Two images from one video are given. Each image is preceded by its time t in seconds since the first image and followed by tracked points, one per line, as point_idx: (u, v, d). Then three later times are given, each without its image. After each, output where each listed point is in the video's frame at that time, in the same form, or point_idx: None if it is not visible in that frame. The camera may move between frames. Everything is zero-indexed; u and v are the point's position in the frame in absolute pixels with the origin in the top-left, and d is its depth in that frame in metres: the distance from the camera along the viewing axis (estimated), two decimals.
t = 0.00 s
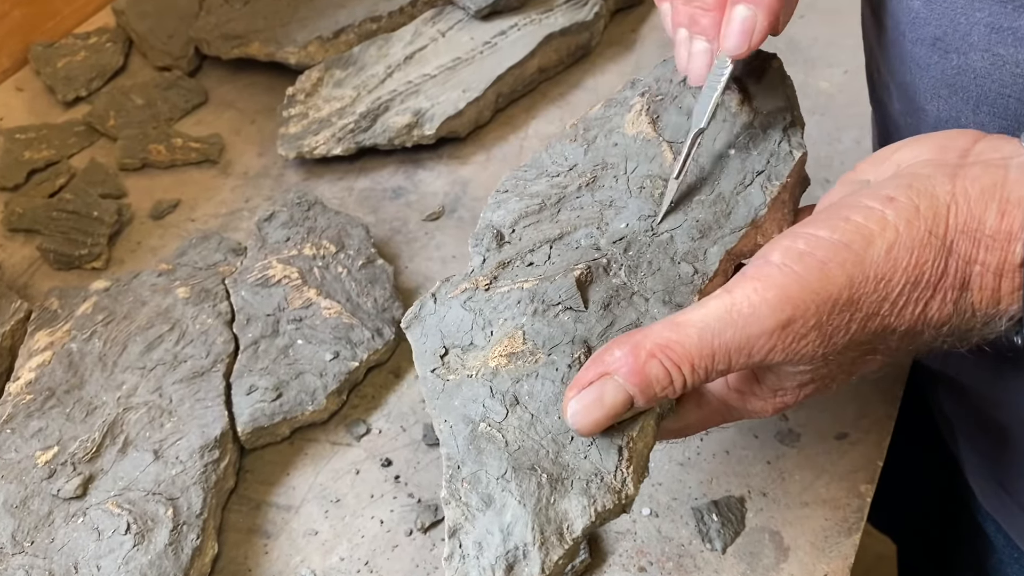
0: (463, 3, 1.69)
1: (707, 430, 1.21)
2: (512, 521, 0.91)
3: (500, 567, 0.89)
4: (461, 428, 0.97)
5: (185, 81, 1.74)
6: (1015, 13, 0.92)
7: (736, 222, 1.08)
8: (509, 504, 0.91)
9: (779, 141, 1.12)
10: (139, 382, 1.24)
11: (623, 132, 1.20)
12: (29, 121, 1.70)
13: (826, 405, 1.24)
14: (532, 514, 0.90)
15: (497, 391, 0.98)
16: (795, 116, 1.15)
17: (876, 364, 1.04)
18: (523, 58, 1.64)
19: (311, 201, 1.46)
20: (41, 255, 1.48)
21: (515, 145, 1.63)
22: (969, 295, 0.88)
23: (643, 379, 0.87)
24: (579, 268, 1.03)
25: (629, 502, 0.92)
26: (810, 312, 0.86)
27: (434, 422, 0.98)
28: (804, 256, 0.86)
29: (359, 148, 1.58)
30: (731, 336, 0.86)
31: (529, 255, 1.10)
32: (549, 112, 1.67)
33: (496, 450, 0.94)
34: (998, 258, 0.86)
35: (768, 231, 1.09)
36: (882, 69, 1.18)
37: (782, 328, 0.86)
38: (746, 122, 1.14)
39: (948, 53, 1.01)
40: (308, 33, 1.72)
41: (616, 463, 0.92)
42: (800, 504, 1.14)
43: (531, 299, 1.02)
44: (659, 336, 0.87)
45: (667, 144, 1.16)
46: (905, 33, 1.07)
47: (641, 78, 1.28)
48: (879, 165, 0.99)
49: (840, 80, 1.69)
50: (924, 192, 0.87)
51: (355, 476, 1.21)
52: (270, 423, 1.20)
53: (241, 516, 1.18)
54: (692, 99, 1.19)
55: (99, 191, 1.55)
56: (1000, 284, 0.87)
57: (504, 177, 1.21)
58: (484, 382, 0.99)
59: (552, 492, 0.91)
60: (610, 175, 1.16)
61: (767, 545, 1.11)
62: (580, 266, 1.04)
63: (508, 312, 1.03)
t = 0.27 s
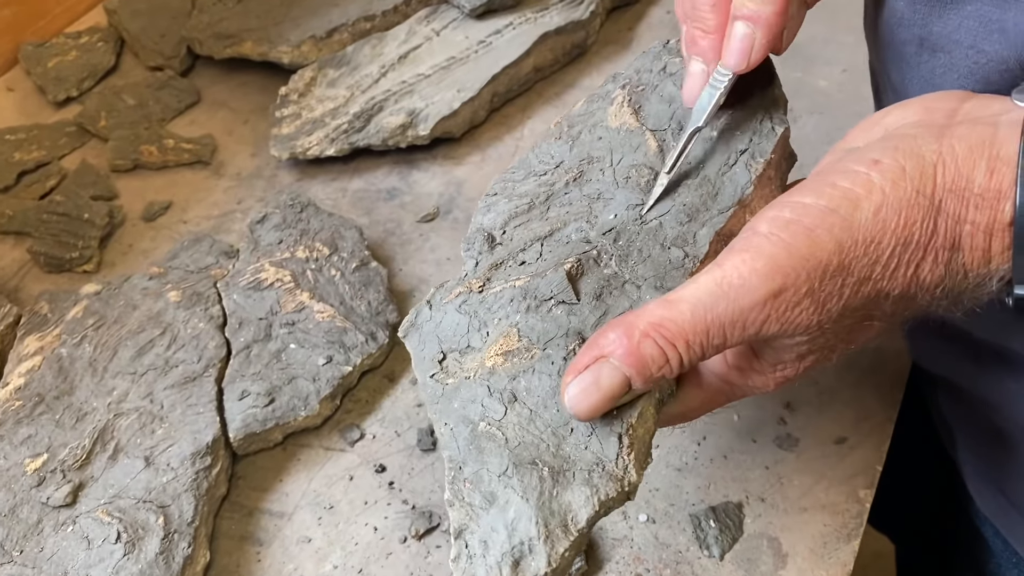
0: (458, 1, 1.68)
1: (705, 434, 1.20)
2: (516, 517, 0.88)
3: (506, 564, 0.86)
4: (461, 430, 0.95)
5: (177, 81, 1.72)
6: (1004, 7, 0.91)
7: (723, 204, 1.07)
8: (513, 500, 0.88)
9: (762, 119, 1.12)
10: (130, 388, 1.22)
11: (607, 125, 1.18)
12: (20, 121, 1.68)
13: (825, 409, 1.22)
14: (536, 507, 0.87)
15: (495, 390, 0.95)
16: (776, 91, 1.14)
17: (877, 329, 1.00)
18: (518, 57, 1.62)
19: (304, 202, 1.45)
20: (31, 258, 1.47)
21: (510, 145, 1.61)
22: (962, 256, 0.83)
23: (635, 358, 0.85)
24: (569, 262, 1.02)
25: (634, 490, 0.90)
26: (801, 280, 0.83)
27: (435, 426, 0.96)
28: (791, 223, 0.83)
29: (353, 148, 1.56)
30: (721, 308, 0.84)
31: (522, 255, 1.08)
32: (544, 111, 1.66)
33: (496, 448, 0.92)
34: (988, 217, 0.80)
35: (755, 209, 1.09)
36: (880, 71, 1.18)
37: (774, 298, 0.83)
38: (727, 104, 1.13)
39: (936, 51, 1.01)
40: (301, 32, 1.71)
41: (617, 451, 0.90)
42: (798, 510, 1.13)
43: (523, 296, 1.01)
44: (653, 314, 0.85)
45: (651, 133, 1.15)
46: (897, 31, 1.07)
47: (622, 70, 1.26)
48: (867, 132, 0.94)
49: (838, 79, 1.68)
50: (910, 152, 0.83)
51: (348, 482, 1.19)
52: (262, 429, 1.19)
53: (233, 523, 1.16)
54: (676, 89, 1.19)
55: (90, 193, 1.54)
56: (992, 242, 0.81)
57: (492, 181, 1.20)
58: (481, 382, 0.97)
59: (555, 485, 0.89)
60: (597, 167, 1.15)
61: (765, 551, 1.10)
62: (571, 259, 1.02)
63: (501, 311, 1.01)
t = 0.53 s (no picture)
0: None
1: (706, 437, 1.19)
2: (519, 522, 0.86)
3: (510, 570, 0.84)
4: (463, 432, 0.94)
5: (172, 80, 1.70)
6: (1008, 10, 0.91)
7: (728, 202, 1.06)
8: (516, 505, 0.87)
9: (765, 115, 1.10)
10: (126, 391, 1.21)
11: (608, 121, 1.17)
12: (14, 121, 1.67)
13: (827, 411, 1.21)
14: (539, 512, 0.86)
15: (497, 392, 0.94)
16: (779, 84, 1.12)
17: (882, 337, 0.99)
18: (517, 56, 1.61)
19: (301, 203, 1.44)
20: (26, 259, 1.46)
21: (508, 145, 1.60)
22: (971, 260, 0.83)
23: (641, 364, 0.83)
24: (572, 261, 1.01)
25: (637, 494, 0.89)
26: (808, 285, 0.82)
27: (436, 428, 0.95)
28: (799, 227, 0.82)
29: (350, 148, 1.55)
30: (727, 313, 0.83)
31: (524, 253, 1.07)
32: (542, 110, 1.65)
33: (499, 451, 0.91)
34: (998, 221, 0.80)
35: (758, 208, 1.07)
36: (881, 73, 1.17)
37: (780, 302, 0.82)
38: (730, 98, 1.12)
39: (941, 54, 1.00)
40: (298, 31, 1.69)
41: (621, 454, 0.89)
42: (800, 513, 1.12)
43: (526, 295, 1.00)
44: (658, 319, 0.84)
45: (654, 129, 1.14)
46: (897, 35, 1.06)
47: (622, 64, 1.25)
48: (873, 132, 0.94)
49: (839, 77, 1.67)
50: (919, 154, 0.82)
51: (347, 486, 1.18)
52: (259, 433, 1.18)
53: (231, 528, 1.15)
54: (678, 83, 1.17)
55: (85, 193, 1.52)
56: (1002, 246, 0.81)
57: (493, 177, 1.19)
58: (484, 383, 0.96)
59: (559, 489, 0.88)
60: (600, 164, 1.13)
61: (767, 555, 1.09)
62: (573, 259, 1.01)
63: (504, 310, 1.00)
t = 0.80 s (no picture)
0: None
1: (710, 436, 1.18)
2: (523, 535, 0.85)
3: None
4: (463, 438, 0.92)
5: (170, 76, 1.69)
6: None
7: (742, 205, 1.05)
8: (520, 517, 0.85)
9: (781, 116, 1.09)
10: (123, 391, 1.20)
11: (615, 117, 1.17)
12: (9, 118, 1.65)
13: (831, 410, 1.21)
14: (545, 526, 0.85)
15: (499, 397, 0.93)
16: (794, 85, 1.12)
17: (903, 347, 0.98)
18: (517, 51, 1.60)
19: (299, 200, 1.42)
20: (22, 258, 1.44)
21: (508, 141, 1.59)
22: (1001, 269, 0.82)
23: (656, 371, 0.83)
24: (579, 262, 1.00)
25: (647, 508, 0.87)
26: (834, 292, 0.81)
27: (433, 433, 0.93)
28: (824, 232, 0.81)
29: (349, 145, 1.54)
30: (749, 321, 0.82)
31: (526, 252, 1.05)
32: (543, 106, 1.63)
33: (502, 460, 0.89)
34: None
35: (774, 212, 1.07)
36: (893, 62, 1.17)
37: (805, 311, 0.81)
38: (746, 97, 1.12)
39: (961, 43, 1.00)
40: (295, 27, 1.68)
41: (631, 467, 0.88)
42: (805, 512, 1.12)
43: (530, 296, 0.99)
44: (673, 326, 0.83)
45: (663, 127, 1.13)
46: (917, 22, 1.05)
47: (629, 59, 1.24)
48: (896, 136, 0.94)
49: (840, 73, 1.65)
50: (950, 160, 0.81)
51: (347, 486, 1.17)
52: (258, 432, 1.17)
53: (230, 529, 1.14)
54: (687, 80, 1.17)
55: (81, 191, 1.51)
56: None
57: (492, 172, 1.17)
58: (485, 387, 0.94)
59: (565, 501, 0.86)
60: (604, 162, 1.12)
61: (771, 555, 1.08)
62: (580, 260, 1.00)
63: (506, 311, 0.99)
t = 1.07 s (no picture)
0: None
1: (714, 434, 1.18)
2: (538, 534, 0.84)
3: None
4: (479, 431, 0.92)
5: (168, 74, 1.68)
6: None
7: (771, 219, 1.05)
8: (535, 515, 0.85)
9: (814, 135, 1.10)
10: (124, 390, 1.19)
11: (642, 121, 1.16)
12: (7, 116, 1.64)
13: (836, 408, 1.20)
14: (560, 527, 0.84)
15: (518, 392, 0.93)
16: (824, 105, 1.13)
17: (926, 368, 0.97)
18: (518, 48, 1.59)
19: (300, 198, 1.42)
20: (21, 257, 1.43)
21: (510, 139, 1.58)
22: None
23: (677, 382, 0.83)
24: (604, 262, 1.00)
25: (665, 517, 0.87)
26: (862, 309, 0.80)
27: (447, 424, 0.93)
28: (853, 247, 0.80)
29: (349, 143, 1.53)
30: (774, 335, 0.82)
31: (544, 247, 1.06)
32: (544, 104, 1.63)
33: (518, 456, 0.89)
34: None
35: (803, 229, 1.07)
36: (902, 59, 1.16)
37: (833, 327, 0.81)
38: (778, 114, 1.11)
39: (976, 41, 0.99)
40: (295, 24, 1.67)
41: (651, 473, 0.87)
42: (809, 511, 1.11)
43: (552, 293, 0.99)
44: (696, 338, 0.83)
45: (693, 134, 1.11)
46: (934, 18, 1.04)
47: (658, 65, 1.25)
48: (917, 154, 0.91)
49: (842, 70, 1.65)
50: (979, 178, 0.80)
51: (349, 486, 1.17)
52: (261, 432, 1.16)
53: (232, 528, 1.14)
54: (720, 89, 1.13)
55: (80, 189, 1.50)
56: None
57: (514, 165, 1.18)
58: (502, 381, 0.94)
59: (582, 504, 0.85)
60: (630, 164, 1.12)
61: (777, 553, 1.08)
62: (605, 260, 1.01)
63: (527, 307, 0.99)
